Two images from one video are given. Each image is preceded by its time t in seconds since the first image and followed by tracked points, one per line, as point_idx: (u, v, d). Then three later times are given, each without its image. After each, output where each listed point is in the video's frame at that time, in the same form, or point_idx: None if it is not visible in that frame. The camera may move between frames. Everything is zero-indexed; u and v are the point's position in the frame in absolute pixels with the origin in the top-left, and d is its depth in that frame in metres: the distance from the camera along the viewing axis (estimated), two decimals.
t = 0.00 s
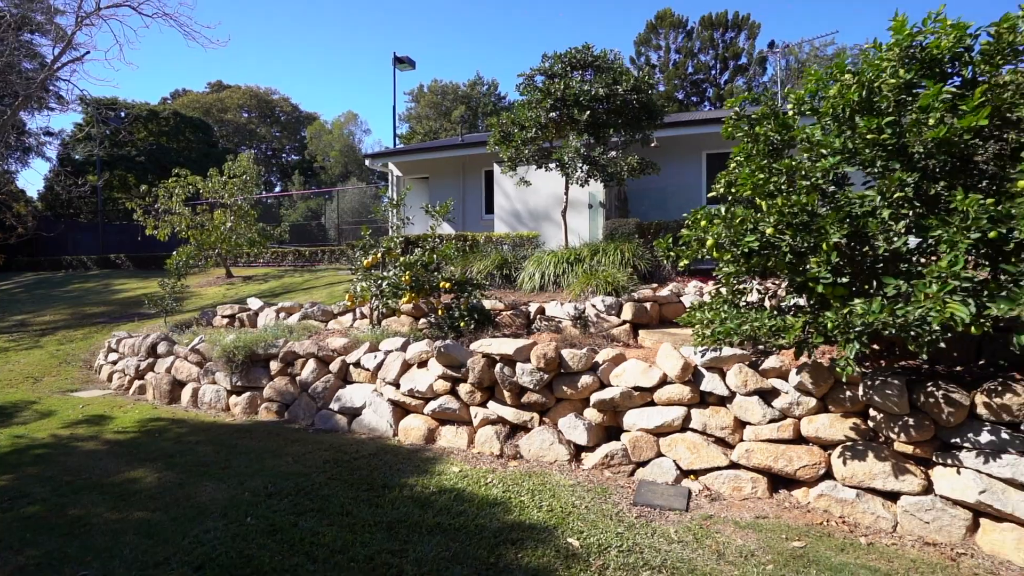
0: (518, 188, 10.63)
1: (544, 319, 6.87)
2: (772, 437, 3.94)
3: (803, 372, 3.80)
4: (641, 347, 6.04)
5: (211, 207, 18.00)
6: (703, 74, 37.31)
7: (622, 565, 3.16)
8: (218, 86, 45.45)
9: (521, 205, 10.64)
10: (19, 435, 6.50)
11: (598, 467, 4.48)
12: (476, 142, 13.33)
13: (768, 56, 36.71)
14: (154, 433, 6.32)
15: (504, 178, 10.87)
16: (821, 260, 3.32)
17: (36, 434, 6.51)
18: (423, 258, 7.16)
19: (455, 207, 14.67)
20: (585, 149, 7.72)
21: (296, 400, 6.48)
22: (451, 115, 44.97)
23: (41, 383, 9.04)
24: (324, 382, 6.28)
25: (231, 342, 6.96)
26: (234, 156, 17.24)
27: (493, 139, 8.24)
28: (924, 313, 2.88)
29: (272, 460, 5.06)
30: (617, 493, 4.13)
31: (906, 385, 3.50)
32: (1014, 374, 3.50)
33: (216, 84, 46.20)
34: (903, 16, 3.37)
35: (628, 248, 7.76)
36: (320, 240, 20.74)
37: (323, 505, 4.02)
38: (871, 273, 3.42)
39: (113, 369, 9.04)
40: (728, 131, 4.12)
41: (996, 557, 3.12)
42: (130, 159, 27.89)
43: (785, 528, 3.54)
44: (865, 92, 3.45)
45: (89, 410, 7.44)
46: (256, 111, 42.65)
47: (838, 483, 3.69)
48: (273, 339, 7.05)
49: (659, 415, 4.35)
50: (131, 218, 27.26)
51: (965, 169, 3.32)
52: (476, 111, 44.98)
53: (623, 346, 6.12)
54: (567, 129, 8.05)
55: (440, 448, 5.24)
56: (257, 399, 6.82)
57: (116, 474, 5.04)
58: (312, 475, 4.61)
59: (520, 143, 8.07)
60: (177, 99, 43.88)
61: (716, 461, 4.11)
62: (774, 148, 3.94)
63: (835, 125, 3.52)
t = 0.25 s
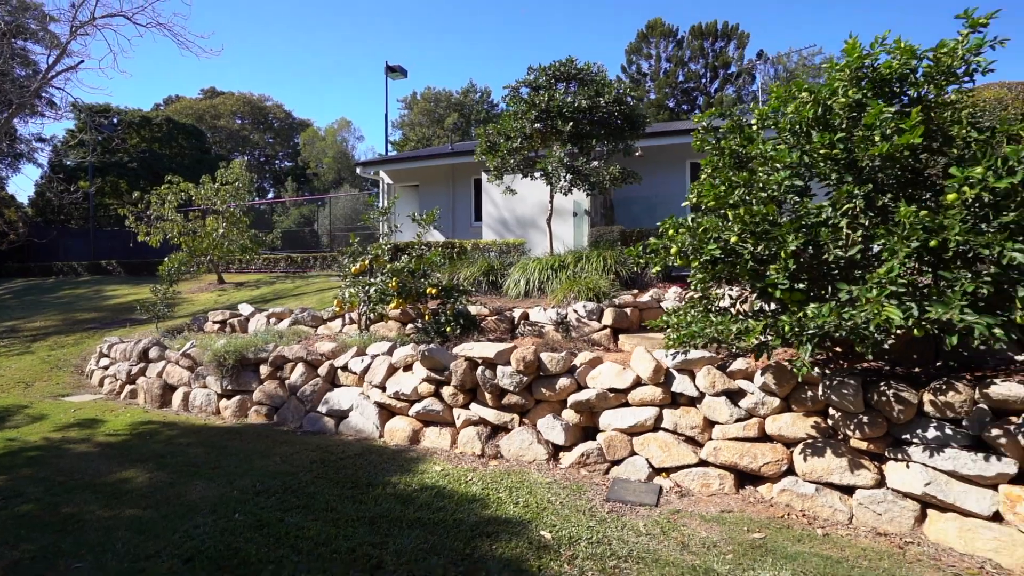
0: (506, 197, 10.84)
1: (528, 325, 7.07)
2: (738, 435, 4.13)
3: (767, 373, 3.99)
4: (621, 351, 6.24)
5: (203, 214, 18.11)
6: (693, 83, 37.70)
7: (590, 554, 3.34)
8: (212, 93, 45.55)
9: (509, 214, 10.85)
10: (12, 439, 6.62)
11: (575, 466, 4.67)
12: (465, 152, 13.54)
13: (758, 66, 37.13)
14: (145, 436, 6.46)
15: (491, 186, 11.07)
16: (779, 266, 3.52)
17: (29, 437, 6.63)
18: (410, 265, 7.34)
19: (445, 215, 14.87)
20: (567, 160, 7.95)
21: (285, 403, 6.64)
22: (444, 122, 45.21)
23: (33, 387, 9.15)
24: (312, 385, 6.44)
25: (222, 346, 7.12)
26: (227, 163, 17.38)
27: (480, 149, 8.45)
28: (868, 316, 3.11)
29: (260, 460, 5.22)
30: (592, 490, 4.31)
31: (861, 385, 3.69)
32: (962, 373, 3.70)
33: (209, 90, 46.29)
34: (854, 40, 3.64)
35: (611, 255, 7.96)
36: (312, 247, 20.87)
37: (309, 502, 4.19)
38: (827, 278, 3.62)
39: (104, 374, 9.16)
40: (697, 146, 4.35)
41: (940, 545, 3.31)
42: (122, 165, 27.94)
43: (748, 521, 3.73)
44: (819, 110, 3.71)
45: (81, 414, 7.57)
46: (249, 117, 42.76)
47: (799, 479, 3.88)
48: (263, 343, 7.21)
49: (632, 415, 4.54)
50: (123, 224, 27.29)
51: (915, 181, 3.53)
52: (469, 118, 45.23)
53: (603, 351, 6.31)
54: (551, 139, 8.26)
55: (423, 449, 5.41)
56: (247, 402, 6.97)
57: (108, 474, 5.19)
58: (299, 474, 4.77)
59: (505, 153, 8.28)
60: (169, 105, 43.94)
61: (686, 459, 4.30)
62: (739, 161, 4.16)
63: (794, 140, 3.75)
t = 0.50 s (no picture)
0: (492, 204, 11.04)
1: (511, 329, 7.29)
2: (705, 434, 4.32)
3: (732, 374, 4.18)
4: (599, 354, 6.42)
5: (192, 220, 18.19)
6: (683, 91, 38.08)
7: (559, 545, 3.51)
8: (202, 98, 45.58)
9: (495, 221, 11.06)
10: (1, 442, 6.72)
11: (551, 464, 4.84)
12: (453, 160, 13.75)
13: (746, 74, 37.56)
14: (133, 438, 6.58)
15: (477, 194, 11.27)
16: (740, 272, 3.72)
17: (18, 440, 6.74)
18: (395, 271, 7.51)
19: (433, 221, 15.06)
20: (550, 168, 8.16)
21: (272, 406, 6.78)
22: (435, 129, 45.40)
23: (21, 392, 9.23)
24: (299, 388, 6.59)
25: (210, 351, 7.26)
26: (217, 169, 17.49)
27: (465, 157, 8.64)
28: (818, 318, 3.32)
29: (246, 461, 5.37)
30: (566, 487, 4.49)
31: (819, 385, 3.87)
32: (914, 374, 3.90)
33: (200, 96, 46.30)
34: (810, 60, 3.90)
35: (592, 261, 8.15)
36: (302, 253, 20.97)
37: (292, 499, 4.34)
38: (786, 284, 3.81)
39: (93, 378, 9.25)
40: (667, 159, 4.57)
41: (889, 535, 3.51)
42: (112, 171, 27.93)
43: (712, 514, 3.92)
44: (778, 125, 3.93)
45: (69, 418, 7.67)
46: (240, 123, 42.80)
47: (762, 474, 4.08)
48: (251, 347, 7.35)
49: (605, 415, 4.72)
50: (112, 229, 27.27)
51: (868, 192, 3.75)
52: (460, 125, 45.45)
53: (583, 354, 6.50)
54: (534, 148, 8.46)
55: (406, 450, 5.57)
56: (234, 405, 7.10)
57: (97, 474, 5.32)
58: (284, 473, 4.92)
59: (490, 161, 8.47)
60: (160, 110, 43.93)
61: (656, 457, 4.48)
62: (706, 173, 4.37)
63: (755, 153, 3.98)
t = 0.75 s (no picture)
0: (476, 210, 11.23)
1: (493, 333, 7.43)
2: (673, 431, 4.49)
3: (698, 374, 4.36)
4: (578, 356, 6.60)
5: (179, 224, 18.21)
6: (671, 97, 38.42)
7: (528, 537, 3.68)
8: (190, 102, 45.49)
9: (480, 226, 11.24)
10: None
11: (526, 462, 5.01)
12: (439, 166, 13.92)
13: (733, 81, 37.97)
14: (119, 440, 6.68)
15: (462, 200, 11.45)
16: (703, 277, 3.92)
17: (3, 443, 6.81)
18: (379, 275, 7.65)
19: (420, 227, 15.22)
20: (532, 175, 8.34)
21: (257, 408, 6.90)
22: (425, 134, 45.53)
23: (6, 395, 9.28)
24: (284, 390, 6.72)
25: (196, 354, 7.36)
26: (204, 174, 17.54)
27: (449, 164, 8.81)
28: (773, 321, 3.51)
29: (230, 460, 5.50)
30: (540, 483, 4.65)
31: (780, 384, 4.05)
32: (869, 373, 4.10)
33: (188, 99, 46.18)
34: (770, 75, 4.12)
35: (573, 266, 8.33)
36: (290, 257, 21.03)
37: (274, 496, 4.48)
38: (748, 288, 4.00)
39: (78, 382, 9.31)
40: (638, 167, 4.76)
41: (841, 525, 3.70)
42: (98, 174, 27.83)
43: (677, 508, 4.09)
44: (740, 136, 4.14)
45: (54, 421, 7.74)
46: (229, 127, 42.73)
47: (726, 470, 4.26)
48: (236, 350, 7.47)
49: (579, 414, 4.89)
50: (98, 233, 27.16)
51: (827, 201, 3.94)
52: (450, 130, 45.60)
53: (561, 356, 6.67)
54: (517, 156, 8.64)
55: (388, 449, 5.71)
56: (220, 407, 7.21)
57: (82, 474, 5.43)
58: (267, 472, 5.06)
59: (473, 168, 8.64)
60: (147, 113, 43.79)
61: (627, 454, 4.65)
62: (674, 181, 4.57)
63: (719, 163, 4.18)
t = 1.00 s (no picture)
0: (461, 215, 11.41)
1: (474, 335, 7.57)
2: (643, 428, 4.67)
3: (667, 373, 4.53)
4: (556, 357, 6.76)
5: (165, 227, 18.22)
6: (659, 102, 38.70)
7: (499, 529, 3.83)
8: (178, 104, 45.34)
9: (464, 230, 11.42)
10: None
11: (503, 459, 5.16)
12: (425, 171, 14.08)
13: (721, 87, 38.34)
14: (103, 441, 6.77)
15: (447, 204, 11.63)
16: (669, 280, 4.12)
17: None
18: (363, 278, 7.79)
19: (406, 231, 15.37)
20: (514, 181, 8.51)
21: (241, 409, 7.01)
22: (414, 137, 45.61)
23: None
24: (267, 390, 6.83)
25: (181, 355, 7.47)
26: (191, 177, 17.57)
27: (433, 169, 8.96)
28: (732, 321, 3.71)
29: (214, 459, 5.62)
30: (515, 479, 4.81)
31: (743, 382, 4.21)
32: (827, 371, 4.30)
33: (176, 102, 46.02)
34: (734, 86, 4.33)
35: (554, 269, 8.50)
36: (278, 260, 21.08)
37: (256, 492, 4.61)
38: (712, 290, 4.20)
39: (62, 384, 9.36)
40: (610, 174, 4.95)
41: (798, 516, 3.88)
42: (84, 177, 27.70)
43: (644, 501, 4.27)
44: (705, 145, 4.35)
45: (38, 423, 7.81)
46: (217, 129, 42.60)
47: (692, 465, 4.44)
48: (221, 352, 7.57)
49: (553, 412, 5.05)
50: (83, 235, 27.03)
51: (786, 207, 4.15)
52: (439, 134, 45.70)
53: (540, 357, 6.83)
54: (499, 161, 8.81)
55: (369, 448, 5.85)
56: (204, 408, 7.32)
57: (67, 474, 5.52)
58: (249, 470, 5.18)
59: (457, 173, 8.80)
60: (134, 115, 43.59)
61: (599, 450, 4.82)
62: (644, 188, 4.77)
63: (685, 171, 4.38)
